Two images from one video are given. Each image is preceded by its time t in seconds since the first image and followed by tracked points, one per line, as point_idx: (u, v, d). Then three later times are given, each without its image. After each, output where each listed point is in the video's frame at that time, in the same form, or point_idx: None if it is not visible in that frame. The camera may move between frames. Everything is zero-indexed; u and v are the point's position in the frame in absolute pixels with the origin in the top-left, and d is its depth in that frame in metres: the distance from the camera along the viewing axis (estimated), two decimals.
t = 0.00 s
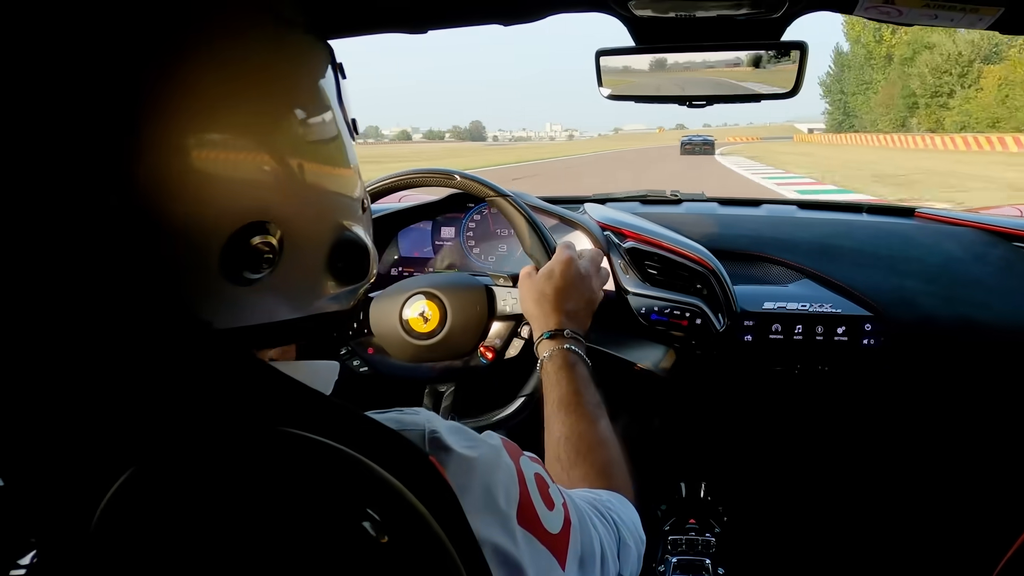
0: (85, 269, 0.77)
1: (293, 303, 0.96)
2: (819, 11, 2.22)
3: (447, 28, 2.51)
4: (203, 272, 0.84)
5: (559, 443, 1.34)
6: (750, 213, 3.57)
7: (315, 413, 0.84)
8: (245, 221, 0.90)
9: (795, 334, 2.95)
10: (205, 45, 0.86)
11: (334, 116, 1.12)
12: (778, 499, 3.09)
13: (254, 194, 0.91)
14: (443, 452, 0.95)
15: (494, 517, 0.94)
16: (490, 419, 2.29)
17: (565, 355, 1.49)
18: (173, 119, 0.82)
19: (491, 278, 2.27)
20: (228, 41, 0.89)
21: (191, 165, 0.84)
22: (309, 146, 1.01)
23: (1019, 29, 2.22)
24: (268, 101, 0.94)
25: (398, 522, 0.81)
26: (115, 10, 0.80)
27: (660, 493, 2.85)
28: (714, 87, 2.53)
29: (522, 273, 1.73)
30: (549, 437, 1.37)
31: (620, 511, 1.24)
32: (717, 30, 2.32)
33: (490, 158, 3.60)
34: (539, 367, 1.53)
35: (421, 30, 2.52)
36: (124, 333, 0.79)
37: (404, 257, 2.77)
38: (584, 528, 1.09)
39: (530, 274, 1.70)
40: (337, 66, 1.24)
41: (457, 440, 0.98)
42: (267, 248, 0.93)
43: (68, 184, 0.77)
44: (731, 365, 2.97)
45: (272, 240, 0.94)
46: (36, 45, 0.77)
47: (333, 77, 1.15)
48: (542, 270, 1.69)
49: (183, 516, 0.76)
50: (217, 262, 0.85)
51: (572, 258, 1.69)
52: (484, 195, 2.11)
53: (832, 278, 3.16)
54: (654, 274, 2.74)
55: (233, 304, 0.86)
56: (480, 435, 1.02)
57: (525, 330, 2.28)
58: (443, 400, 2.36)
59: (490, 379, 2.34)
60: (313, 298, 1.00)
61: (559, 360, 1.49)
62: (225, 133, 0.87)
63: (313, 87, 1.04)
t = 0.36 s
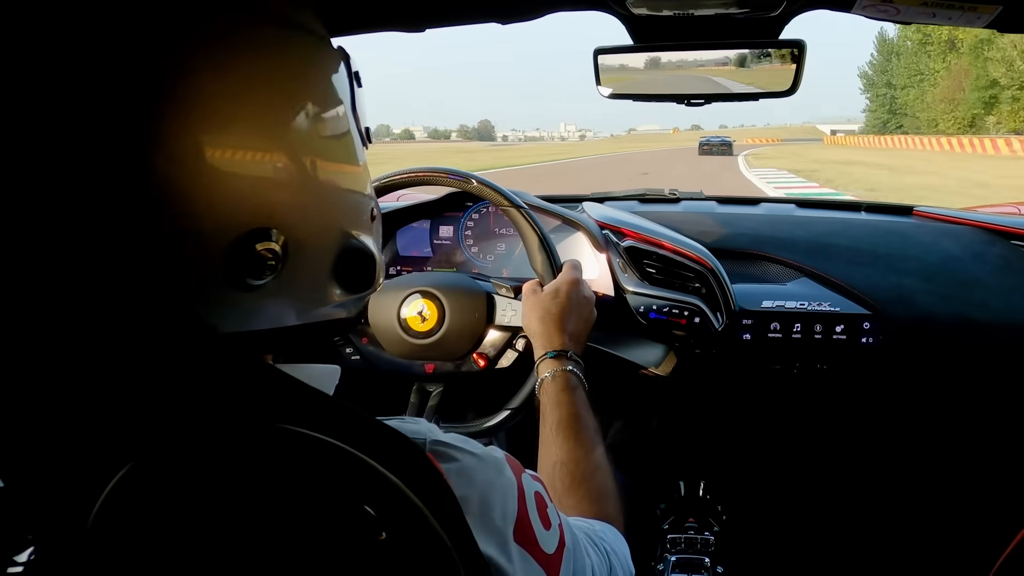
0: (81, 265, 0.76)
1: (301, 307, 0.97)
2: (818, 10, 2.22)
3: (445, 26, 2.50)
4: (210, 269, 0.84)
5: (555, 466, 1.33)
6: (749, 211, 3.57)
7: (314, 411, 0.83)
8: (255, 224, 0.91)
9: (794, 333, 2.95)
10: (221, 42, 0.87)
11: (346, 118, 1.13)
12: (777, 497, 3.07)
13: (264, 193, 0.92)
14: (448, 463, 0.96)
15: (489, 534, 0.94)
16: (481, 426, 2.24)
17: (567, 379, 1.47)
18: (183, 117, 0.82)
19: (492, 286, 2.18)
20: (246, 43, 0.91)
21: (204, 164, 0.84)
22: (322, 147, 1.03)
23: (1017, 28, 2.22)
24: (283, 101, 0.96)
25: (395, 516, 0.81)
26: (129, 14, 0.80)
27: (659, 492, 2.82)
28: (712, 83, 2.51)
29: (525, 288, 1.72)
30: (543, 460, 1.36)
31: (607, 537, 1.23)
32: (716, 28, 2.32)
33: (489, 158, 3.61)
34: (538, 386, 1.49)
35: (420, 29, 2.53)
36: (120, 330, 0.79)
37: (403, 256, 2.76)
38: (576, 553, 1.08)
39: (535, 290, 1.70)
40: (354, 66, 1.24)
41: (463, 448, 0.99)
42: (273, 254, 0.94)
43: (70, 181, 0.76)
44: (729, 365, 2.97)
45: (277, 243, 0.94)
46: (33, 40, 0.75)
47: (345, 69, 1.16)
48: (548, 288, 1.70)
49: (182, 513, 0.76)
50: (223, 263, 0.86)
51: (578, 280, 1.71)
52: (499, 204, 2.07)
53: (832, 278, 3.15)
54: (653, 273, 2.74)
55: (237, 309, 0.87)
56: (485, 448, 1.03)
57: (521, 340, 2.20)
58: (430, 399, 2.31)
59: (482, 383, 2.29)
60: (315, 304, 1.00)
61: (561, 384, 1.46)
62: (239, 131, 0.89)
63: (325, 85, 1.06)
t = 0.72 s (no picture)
0: (79, 262, 0.74)
1: (301, 299, 0.96)
2: (822, 13, 2.23)
3: (450, 29, 2.51)
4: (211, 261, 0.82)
5: (551, 481, 1.31)
6: (751, 215, 3.58)
7: (320, 409, 0.83)
8: (260, 215, 0.90)
9: (797, 337, 2.96)
10: (233, 33, 0.89)
11: (356, 119, 1.14)
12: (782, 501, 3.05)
13: (270, 184, 0.92)
14: (453, 460, 0.95)
15: (492, 528, 0.94)
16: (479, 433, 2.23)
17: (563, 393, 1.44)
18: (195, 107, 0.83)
19: (497, 295, 2.17)
20: (257, 36, 0.92)
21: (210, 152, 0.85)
22: (329, 141, 1.04)
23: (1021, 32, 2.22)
24: (290, 95, 0.97)
25: (397, 516, 0.81)
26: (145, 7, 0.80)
27: (663, 494, 2.74)
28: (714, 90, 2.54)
29: (528, 301, 1.67)
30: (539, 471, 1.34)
31: (602, 547, 1.22)
32: (719, 32, 2.32)
33: (493, 161, 3.62)
34: (534, 402, 1.45)
35: (424, 32, 2.54)
36: (123, 330, 0.76)
37: (405, 259, 2.78)
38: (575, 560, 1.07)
39: (536, 304, 1.64)
40: (364, 68, 1.25)
41: (467, 442, 0.98)
42: (275, 251, 0.92)
43: (75, 174, 0.74)
44: (732, 368, 2.96)
45: (278, 240, 0.93)
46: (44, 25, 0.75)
47: (354, 69, 1.17)
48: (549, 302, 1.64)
49: (190, 510, 0.76)
50: (224, 253, 0.84)
51: (580, 296, 1.65)
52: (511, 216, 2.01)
53: (836, 282, 3.14)
54: (657, 276, 2.74)
55: (245, 307, 0.86)
56: (490, 441, 1.03)
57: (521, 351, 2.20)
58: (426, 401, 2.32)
59: (482, 389, 2.29)
60: (316, 301, 0.99)
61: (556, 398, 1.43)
62: (247, 122, 0.90)
63: (334, 80, 1.07)
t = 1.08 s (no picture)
0: (76, 257, 0.74)
1: (295, 311, 0.93)
2: (822, 11, 2.22)
3: (450, 27, 2.52)
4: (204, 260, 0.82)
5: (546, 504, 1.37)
6: (752, 212, 3.58)
7: (318, 412, 0.83)
8: (252, 229, 0.87)
9: (798, 334, 2.98)
10: (228, 36, 0.86)
11: (355, 122, 1.10)
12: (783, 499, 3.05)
13: (263, 192, 0.88)
14: (452, 479, 0.93)
15: (490, 555, 0.91)
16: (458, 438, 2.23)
17: (557, 421, 1.41)
18: (185, 107, 0.81)
19: (500, 303, 2.16)
20: (252, 37, 0.89)
21: (201, 162, 0.82)
22: (328, 146, 0.99)
23: (1022, 29, 2.21)
24: (288, 98, 0.93)
25: (395, 516, 0.82)
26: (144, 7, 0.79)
27: (665, 491, 2.75)
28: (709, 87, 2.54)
29: (528, 320, 1.53)
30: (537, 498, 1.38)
31: (596, 571, 1.20)
32: (719, 29, 2.31)
33: (493, 159, 3.63)
34: (529, 425, 1.44)
35: (424, 31, 2.54)
36: (121, 324, 0.77)
37: (405, 257, 2.78)
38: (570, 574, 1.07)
39: (537, 326, 1.52)
40: (364, 71, 1.21)
41: (466, 463, 0.95)
42: (270, 269, 0.88)
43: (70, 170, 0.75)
44: (733, 366, 2.96)
45: (274, 257, 0.89)
46: (41, 30, 0.75)
47: (353, 71, 1.13)
48: (551, 324, 1.52)
49: (184, 509, 0.77)
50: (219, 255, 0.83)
51: (584, 324, 1.52)
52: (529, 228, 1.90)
53: (835, 279, 3.16)
54: (657, 274, 2.76)
55: (239, 316, 0.85)
56: (489, 462, 1.00)
57: (512, 366, 2.17)
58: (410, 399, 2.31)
59: (473, 391, 2.25)
60: (312, 312, 0.95)
61: (548, 427, 1.41)
62: (242, 126, 0.86)
63: (333, 81, 1.03)
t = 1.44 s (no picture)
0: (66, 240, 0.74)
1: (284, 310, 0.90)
2: (816, 9, 2.22)
3: (444, 26, 2.51)
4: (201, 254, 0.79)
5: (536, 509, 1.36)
6: (747, 210, 3.59)
7: (313, 411, 0.83)
8: (242, 230, 0.84)
9: (793, 332, 2.99)
10: (230, 37, 0.84)
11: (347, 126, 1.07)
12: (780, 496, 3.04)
13: (253, 190, 0.86)
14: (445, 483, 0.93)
15: (480, 556, 0.91)
16: (452, 438, 2.22)
17: (548, 425, 1.41)
18: (176, 106, 0.78)
19: (495, 303, 2.17)
20: (244, 39, 0.86)
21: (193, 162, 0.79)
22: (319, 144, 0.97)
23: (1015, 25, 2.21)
24: (280, 97, 0.90)
25: (389, 514, 0.81)
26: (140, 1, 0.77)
27: (661, 489, 2.75)
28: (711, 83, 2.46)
29: (522, 319, 1.52)
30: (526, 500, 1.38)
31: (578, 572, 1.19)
32: (713, 27, 2.31)
33: (489, 159, 3.63)
34: (520, 426, 1.44)
35: (418, 29, 2.54)
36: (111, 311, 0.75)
37: (400, 256, 2.78)
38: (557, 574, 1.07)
39: (531, 326, 1.51)
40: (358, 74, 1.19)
41: (459, 468, 0.96)
42: (255, 267, 0.87)
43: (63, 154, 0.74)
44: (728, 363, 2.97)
45: (261, 256, 0.87)
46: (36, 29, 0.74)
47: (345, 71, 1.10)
48: (545, 325, 1.51)
49: (178, 508, 0.76)
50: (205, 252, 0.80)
51: (579, 327, 1.51)
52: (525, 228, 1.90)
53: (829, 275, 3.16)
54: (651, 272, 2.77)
55: (227, 318, 0.83)
56: (483, 465, 1.00)
57: (507, 366, 2.18)
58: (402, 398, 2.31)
59: (466, 390, 2.27)
60: (299, 312, 0.92)
61: (538, 430, 1.41)
62: (232, 124, 0.83)
63: (325, 82, 1.01)
